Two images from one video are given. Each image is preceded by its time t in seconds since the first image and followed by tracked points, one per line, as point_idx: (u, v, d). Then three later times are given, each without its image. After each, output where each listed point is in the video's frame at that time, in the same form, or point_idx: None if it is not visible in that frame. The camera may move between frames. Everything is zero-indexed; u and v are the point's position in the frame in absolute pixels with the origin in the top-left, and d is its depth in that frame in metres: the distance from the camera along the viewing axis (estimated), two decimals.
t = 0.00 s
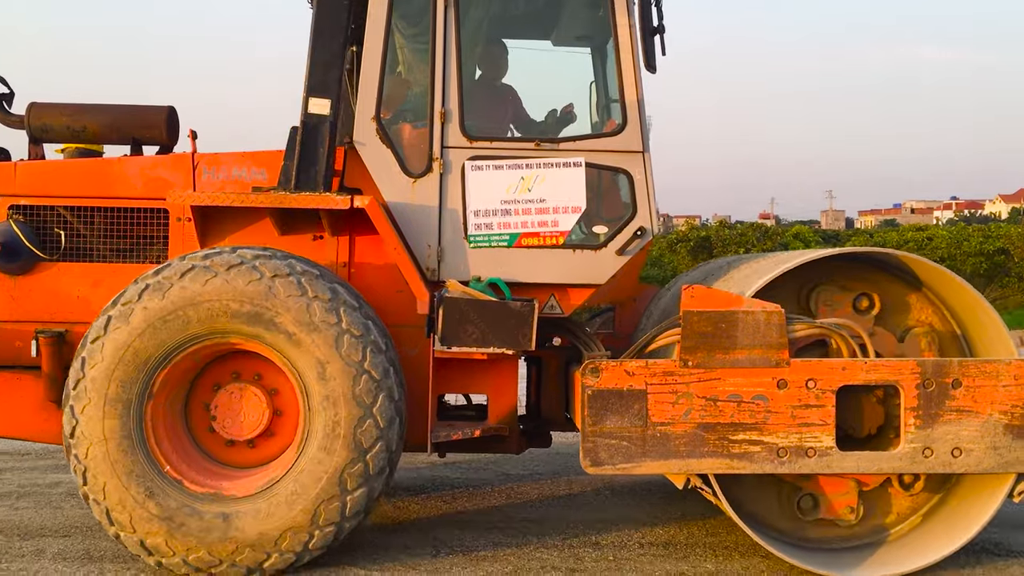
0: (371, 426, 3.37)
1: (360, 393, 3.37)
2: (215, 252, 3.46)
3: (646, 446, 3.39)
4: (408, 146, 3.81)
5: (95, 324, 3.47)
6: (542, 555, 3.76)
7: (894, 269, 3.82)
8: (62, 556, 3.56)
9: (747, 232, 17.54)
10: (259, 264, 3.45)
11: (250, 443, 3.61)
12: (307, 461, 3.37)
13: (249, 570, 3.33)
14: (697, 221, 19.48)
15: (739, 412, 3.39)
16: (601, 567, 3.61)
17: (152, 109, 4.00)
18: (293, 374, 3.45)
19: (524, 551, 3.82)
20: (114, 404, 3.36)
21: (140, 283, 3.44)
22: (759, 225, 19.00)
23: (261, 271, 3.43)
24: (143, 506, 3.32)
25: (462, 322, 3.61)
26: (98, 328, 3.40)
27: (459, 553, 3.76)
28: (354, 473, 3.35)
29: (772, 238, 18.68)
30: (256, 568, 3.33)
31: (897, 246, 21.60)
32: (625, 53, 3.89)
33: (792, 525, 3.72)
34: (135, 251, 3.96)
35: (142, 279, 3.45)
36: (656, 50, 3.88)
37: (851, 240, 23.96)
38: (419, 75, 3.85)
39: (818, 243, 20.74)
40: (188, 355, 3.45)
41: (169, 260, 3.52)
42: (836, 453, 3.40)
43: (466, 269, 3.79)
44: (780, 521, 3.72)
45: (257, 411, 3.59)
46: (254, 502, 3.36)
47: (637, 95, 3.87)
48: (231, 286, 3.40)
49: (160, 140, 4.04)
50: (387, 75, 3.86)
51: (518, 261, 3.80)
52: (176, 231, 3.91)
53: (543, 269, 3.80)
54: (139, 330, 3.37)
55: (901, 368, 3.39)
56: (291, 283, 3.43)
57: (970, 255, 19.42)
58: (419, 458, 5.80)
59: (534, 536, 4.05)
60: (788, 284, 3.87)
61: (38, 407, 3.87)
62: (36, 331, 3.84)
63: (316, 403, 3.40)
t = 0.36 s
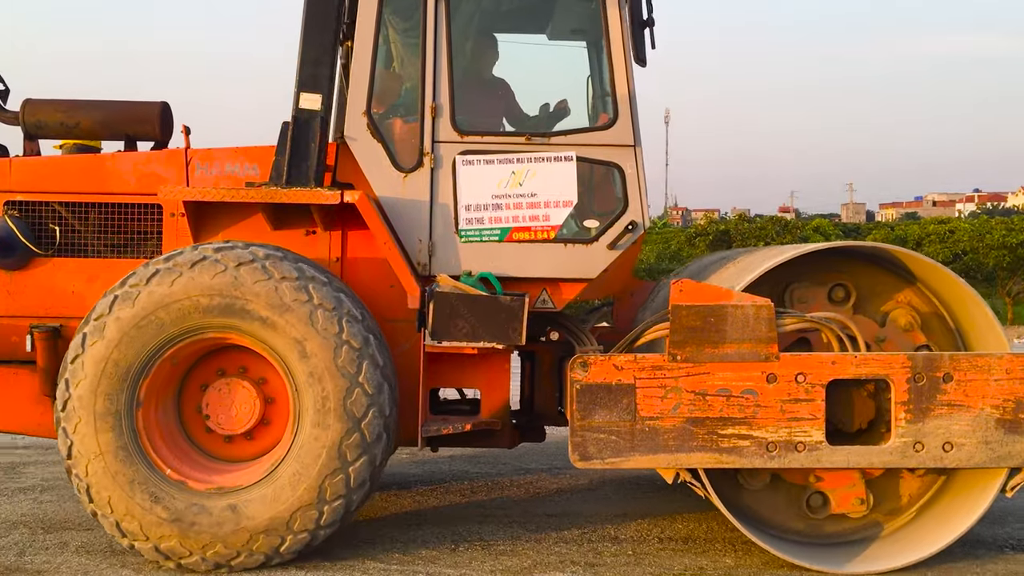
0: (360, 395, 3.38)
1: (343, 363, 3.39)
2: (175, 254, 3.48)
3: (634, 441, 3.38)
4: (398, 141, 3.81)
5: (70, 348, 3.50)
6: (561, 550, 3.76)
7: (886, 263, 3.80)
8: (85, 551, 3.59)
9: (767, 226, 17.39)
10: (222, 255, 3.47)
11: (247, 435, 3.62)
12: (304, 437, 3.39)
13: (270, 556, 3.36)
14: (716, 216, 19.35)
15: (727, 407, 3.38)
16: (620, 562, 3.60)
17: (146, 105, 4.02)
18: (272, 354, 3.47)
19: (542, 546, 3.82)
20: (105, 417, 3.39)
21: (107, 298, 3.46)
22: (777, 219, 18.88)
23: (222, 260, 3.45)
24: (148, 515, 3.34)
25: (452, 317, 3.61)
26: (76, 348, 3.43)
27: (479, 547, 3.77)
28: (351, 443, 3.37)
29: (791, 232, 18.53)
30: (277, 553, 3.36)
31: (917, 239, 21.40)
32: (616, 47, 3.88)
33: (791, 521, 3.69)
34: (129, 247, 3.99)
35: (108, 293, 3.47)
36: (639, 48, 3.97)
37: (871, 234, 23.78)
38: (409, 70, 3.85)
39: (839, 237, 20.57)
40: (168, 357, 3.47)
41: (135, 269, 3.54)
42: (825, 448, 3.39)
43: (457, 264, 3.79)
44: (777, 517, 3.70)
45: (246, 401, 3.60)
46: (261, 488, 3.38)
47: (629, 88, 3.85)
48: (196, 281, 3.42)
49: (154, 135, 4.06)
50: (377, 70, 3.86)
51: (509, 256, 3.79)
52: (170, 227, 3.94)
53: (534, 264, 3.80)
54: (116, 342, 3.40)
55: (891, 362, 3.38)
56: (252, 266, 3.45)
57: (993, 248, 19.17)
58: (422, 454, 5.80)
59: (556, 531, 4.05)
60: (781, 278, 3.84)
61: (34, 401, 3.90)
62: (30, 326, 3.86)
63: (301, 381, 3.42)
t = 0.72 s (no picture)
0: (347, 370, 3.42)
1: (324, 343, 3.42)
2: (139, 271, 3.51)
3: (625, 441, 3.39)
4: (392, 143, 3.82)
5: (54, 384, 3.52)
6: (585, 551, 3.78)
7: (880, 261, 3.78)
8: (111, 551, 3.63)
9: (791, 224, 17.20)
10: (187, 261, 3.50)
11: (247, 434, 3.64)
12: (301, 420, 3.42)
13: (292, 543, 3.39)
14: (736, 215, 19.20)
15: (718, 407, 3.38)
16: (643, 563, 3.61)
17: (142, 110, 4.06)
18: (252, 346, 3.50)
19: (566, 546, 3.84)
20: (102, 438, 3.42)
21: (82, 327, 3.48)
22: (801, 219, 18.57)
23: (185, 265, 3.48)
24: (161, 530, 3.36)
25: (445, 319, 3.63)
26: (62, 379, 3.46)
27: (502, 548, 3.79)
28: (346, 416, 3.40)
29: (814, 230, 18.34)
30: (299, 539, 3.39)
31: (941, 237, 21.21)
32: (608, 49, 3.88)
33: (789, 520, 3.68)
34: (126, 250, 4.03)
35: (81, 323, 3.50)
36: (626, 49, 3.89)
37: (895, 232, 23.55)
38: (402, 72, 3.87)
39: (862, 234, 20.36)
40: (154, 368, 3.50)
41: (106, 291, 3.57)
42: (817, 448, 3.38)
43: (451, 265, 3.80)
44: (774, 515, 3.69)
45: (238, 398, 3.63)
46: (269, 477, 3.42)
47: (620, 89, 3.86)
48: (165, 290, 3.45)
49: (151, 140, 4.10)
50: (370, 72, 3.88)
51: (502, 257, 3.80)
52: (167, 230, 3.98)
53: (527, 265, 3.80)
54: (98, 365, 3.43)
55: (883, 362, 3.37)
56: (214, 264, 3.48)
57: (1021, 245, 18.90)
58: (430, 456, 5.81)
59: (581, 532, 4.08)
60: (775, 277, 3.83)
61: (34, 403, 3.94)
62: (28, 329, 3.92)
63: (287, 368, 3.45)
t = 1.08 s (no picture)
0: (331, 350, 3.44)
1: (304, 328, 3.45)
2: (112, 293, 3.53)
3: (618, 444, 3.38)
4: (387, 147, 3.84)
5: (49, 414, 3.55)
6: (607, 554, 3.78)
7: (878, 263, 3.77)
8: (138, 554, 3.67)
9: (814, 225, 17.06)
10: (156, 272, 3.53)
11: (247, 434, 3.67)
12: (295, 406, 3.44)
13: (309, 529, 3.41)
14: (758, 216, 19.05)
15: (711, 409, 3.37)
16: (667, 566, 3.60)
17: (141, 116, 4.09)
18: (233, 344, 3.52)
19: (588, 549, 3.83)
20: (105, 459, 3.44)
21: (66, 358, 3.51)
22: (821, 219, 18.51)
23: (154, 278, 3.51)
24: (178, 540, 3.38)
25: (438, 321, 3.63)
26: (56, 410, 3.49)
27: (523, 550, 3.81)
28: (338, 394, 3.42)
29: (838, 230, 18.17)
30: (315, 524, 3.42)
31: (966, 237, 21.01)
32: (602, 51, 3.87)
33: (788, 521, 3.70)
34: (125, 255, 4.07)
35: (65, 353, 3.52)
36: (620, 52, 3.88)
37: (921, 232, 23.34)
38: (396, 76, 3.88)
39: (885, 234, 20.16)
40: (145, 382, 3.53)
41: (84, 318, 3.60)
42: (811, 450, 3.36)
43: (446, 269, 3.81)
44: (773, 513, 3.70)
45: (230, 399, 3.65)
46: (274, 468, 3.44)
47: (615, 92, 3.85)
48: (140, 303, 3.48)
49: (150, 146, 4.14)
50: (365, 76, 3.89)
51: (497, 260, 3.81)
52: (164, 235, 3.99)
53: (522, 267, 3.81)
54: (87, 388, 3.46)
55: (877, 363, 3.35)
56: (182, 269, 3.51)
57: None
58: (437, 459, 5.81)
59: (602, 534, 4.08)
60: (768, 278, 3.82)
61: (34, 408, 3.97)
62: (29, 334, 3.96)
63: (272, 358, 3.47)
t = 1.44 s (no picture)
0: (308, 326, 3.47)
1: (279, 310, 3.47)
2: (87, 316, 3.55)
3: (610, 443, 3.38)
4: (381, 147, 3.85)
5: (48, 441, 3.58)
6: (631, 553, 3.78)
7: (875, 261, 3.74)
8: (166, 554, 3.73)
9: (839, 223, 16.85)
10: (125, 283, 3.55)
11: (246, 429, 3.68)
12: (284, 388, 3.47)
13: (322, 505, 3.44)
14: (781, 215, 18.92)
15: (703, 408, 3.36)
16: (690, 565, 3.60)
17: (139, 117, 4.13)
18: (211, 340, 3.54)
19: (612, 549, 3.83)
20: (108, 475, 3.46)
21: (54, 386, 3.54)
22: (848, 216, 18.10)
23: (125, 291, 3.53)
24: (195, 542, 3.40)
25: (432, 321, 3.64)
26: (54, 438, 3.52)
27: (546, 550, 3.80)
28: (325, 367, 3.45)
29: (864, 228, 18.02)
30: (327, 501, 3.44)
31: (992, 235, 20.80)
32: (596, 50, 3.86)
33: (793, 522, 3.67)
34: (124, 255, 4.10)
35: (52, 382, 3.55)
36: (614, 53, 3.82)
37: (948, 229, 23.13)
38: (390, 75, 3.89)
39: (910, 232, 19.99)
40: (135, 393, 3.55)
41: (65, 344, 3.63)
42: (804, 449, 3.35)
43: (440, 268, 3.82)
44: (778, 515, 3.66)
45: (222, 395, 3.67)
46: (276, 453, 3.46)
47: (608, 90, 3.85)
48: (114, 317, 3.50)
49: (148, 146, 4.16)
50: (359, 76, 3.90)
51: (491, 259, 3.82)
52: (162, 235, 4.02)
53: (515, 267, 3.81)
54: (78, 409, 3.49)
55: (871, 362, 3.33)
56: (150, 276, 3.54)
57: None
58: (442, 458, 5.81)
59: (625, 534, 4.07)
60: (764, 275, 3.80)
61: (33, 407, 4.00)
62: (29, 333, 4.00)
63: (253, 346, 3.49)
